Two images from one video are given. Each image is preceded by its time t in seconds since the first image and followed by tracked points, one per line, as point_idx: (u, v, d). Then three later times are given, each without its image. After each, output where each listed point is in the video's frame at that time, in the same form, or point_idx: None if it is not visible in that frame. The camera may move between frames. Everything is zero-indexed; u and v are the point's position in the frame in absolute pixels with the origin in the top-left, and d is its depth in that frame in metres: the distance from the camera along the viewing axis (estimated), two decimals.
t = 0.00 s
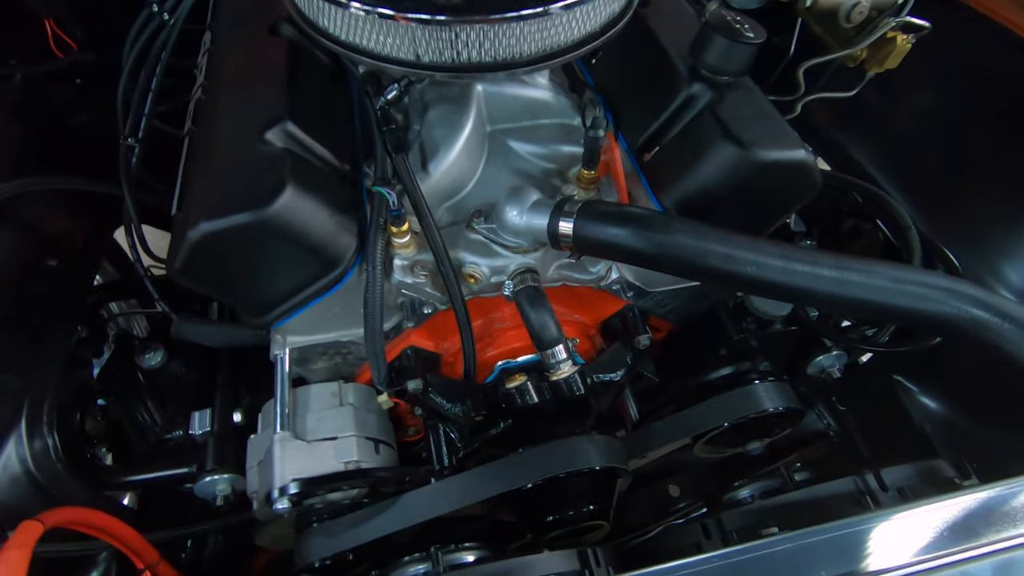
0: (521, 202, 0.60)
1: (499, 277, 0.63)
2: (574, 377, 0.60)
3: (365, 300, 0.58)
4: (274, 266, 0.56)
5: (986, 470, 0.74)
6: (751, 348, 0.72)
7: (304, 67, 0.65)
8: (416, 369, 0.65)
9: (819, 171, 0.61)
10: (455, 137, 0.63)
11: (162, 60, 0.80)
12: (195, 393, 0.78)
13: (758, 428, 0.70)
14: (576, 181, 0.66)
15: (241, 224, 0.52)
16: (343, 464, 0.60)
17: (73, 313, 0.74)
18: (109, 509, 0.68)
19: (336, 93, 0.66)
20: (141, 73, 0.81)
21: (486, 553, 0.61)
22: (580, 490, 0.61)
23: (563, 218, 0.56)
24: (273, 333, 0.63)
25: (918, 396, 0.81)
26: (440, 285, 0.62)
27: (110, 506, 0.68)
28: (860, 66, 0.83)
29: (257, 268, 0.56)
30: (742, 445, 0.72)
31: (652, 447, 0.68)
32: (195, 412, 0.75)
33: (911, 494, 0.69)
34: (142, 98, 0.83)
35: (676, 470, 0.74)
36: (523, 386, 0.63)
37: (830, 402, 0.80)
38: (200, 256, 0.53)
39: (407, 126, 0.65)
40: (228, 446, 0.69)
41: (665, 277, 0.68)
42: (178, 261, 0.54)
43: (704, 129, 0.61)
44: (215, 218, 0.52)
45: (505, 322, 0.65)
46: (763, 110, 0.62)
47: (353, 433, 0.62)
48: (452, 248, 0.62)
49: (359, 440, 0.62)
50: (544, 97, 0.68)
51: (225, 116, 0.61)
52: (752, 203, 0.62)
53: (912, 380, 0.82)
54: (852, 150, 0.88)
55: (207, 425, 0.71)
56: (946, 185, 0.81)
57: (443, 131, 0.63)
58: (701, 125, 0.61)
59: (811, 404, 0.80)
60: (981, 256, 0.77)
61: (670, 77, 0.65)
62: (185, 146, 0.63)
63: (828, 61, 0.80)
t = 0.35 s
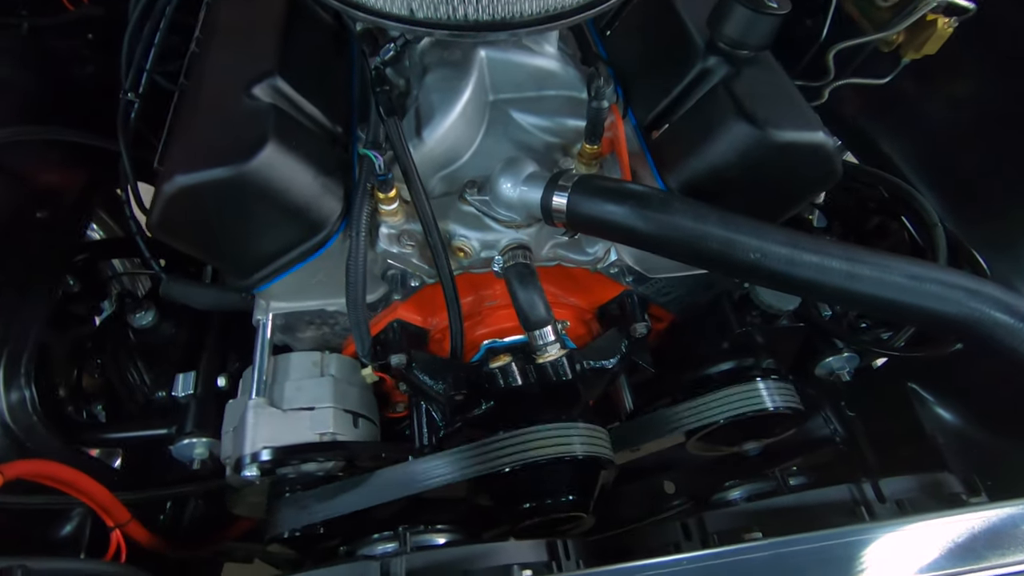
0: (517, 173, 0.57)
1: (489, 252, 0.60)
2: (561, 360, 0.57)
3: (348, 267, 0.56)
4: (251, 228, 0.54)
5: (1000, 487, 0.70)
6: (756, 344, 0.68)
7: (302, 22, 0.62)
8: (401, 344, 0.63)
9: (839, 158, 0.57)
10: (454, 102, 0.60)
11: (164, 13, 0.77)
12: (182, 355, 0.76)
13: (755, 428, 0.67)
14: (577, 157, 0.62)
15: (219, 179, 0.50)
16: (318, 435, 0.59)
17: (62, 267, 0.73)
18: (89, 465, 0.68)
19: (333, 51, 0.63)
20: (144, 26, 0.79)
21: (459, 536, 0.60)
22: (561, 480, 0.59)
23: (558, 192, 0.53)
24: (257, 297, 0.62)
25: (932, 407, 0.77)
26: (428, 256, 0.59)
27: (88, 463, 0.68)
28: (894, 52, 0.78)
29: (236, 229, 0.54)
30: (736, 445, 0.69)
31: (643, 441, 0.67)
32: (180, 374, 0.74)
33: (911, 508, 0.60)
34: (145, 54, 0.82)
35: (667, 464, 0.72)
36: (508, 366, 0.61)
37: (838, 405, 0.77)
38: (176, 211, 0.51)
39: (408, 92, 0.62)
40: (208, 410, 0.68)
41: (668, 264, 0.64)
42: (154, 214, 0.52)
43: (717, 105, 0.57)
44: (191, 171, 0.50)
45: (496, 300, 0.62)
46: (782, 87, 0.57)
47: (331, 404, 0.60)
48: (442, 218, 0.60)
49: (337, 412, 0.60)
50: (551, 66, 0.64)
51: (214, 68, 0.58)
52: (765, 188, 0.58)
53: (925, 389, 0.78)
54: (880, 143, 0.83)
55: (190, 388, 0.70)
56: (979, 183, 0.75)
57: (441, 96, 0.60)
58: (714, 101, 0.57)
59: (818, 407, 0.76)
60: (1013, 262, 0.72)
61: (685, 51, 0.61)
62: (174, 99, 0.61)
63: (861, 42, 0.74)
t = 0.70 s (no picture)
0: (506, 155, 0.55)
1: (474, 236, 0.58)
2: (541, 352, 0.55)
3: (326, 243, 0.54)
4: (228, 197, 0.52)
5: (1006, 516, 0.66)
6: (752, 349, 0.65)
7: None
8: (382, 327, 0.61)
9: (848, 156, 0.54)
10: (449, 79, 0.58)
11: None
12: (170, 326, 0.76)
13: (744, 436, 0.65)
14: (573, 143, 0.60)
15: (195, 142, 0.49)
16: (289, 414, 0.57)
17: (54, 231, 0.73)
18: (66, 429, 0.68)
19: (330, 23, 0.61)
20: None
21: (425, 527, 0.56)
22: (536, 475, 0.57)
23: (545, 174, 0.51)
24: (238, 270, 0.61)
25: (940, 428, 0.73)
26: (410, 237, 0.57)
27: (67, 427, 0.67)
28: (921, 49, 0.73)
29: (213, 196, 0.52)
30: (724, 453, 0.68)
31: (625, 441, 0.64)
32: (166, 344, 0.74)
33: (895, 531, 0.56)
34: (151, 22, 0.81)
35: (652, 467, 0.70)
36: (484, 354, 0.59)
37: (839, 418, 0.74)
38: (152, 174, 0.50)
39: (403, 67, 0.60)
40: (188, 382, 0.67)
41: (663, 261, 0.61)
42: (131, 177, 0.51)
43: (720, 93, 0.54)
44: (168, 133, 0.49)
45: (482, 288, 0.61)
46: (791, 78, 0.54)
47: (305, 383, 0.59)
48: (427, 199, 0.58)
49: (311, 392, 0.59)
50: (551, 48, 0.61)
51: (204, 33, 0.57)
52: (767, 184, 0.55)
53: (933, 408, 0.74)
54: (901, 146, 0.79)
55: (173, 358, 0.69)
56: (1004, 192, 0.70)
57: (434, 72, 0.58)
58: (718, 88, 0.54)
59: (818, 420, 0.74)
60: None
61: (691, 36, 0.58)
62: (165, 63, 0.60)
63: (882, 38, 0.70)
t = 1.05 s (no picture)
0: (491, 144, 0.54)
1: (455, 226, 0.57)
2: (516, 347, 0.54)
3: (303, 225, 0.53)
4: (207, 173, 0.52)
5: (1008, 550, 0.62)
6: (744, 360, 0.62)
7: None
8: (360, 315, 0.60)
9: (846, 161, 0.52)
10: (440, 64, 0.57)
11: None
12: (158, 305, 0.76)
13: (728, 450, 0.63)
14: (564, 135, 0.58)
15: (174, 116, 0.48)
16: (259, 396, 0.57)
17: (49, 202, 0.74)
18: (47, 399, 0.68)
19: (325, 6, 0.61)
20: None
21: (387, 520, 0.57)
22: (505, 473, 0.57)
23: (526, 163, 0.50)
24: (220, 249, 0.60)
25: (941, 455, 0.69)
26: (391, 224, 0.56)
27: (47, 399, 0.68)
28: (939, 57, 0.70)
29: (191, 172, 0.52)
30: (707, 466, 0.65)
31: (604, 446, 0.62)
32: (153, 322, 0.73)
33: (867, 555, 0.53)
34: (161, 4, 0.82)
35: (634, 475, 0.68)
36: (456, 346, 0.57)
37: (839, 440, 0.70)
38: (130, 146, 0.50)
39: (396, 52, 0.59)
40: (168, 361, 0.67)
41: (651, 263, 0.59)
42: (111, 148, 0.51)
43: (715, 89, 0.52)
44: (147, 105, 0.49)
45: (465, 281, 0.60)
46: (791, 77, 0.52)
47: (277, 366, 0.58)
48: (409, 186, 0.57)
49: (283, 376, 0.58)
50: (549, 40, 0.59)
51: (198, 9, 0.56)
52: (761, 187, 0.53)
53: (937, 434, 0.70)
54: (916, 159, 0.76)
55: (156, 335, 0.69)
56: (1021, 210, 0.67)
57: (425, 57, 0.57)
58: (714, 84, 0.52)
59: (814, 440, 0.70)
60: None
61: (691, 32, 0.56)
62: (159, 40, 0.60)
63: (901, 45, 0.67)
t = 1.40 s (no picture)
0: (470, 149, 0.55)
1: (432, 228, 0.58)
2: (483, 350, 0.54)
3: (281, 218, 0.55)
4: (190, 165, 0.54)
5: None
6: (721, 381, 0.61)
7: None
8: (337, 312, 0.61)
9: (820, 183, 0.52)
10: (427, 71, 0.58)
11: None
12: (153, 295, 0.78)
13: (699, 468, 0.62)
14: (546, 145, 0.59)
15: (161, 106, 0.50)
16: (231, 385, 0.57)
17: (56, 190, 0.77)
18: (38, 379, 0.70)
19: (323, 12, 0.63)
20: None
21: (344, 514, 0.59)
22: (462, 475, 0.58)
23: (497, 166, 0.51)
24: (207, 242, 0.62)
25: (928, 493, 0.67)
26: (369, 222, 0.57)
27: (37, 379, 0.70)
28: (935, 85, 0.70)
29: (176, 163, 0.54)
30: (675, 483, 0.64)
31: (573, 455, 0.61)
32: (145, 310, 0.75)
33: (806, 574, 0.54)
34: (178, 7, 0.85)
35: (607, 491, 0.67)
36: (422, 345, 0.58)
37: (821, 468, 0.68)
38: (119, 135, 0.52)
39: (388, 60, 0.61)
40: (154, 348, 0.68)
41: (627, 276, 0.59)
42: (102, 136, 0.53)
43: (691, 103, 0.52)
44: (137, 96, 0.51)
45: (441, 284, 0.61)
46: (768, 96, 0.53)
47: (252, 357, 0.59)
48: (389, 186, 0.58)
49: (255, 366, 0.59)
50: (537, 51, 0.59)
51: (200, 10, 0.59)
52: (735, 204, 0.53)
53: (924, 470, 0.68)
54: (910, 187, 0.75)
55: (145, 322, 0.71)
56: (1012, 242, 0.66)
57: (413, 63, 0.58)
58: (691, 99, 0.53)
59: (797, 467, 0.68)
60: None
61: (674, 49, 0.57)
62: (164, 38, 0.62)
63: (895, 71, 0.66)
